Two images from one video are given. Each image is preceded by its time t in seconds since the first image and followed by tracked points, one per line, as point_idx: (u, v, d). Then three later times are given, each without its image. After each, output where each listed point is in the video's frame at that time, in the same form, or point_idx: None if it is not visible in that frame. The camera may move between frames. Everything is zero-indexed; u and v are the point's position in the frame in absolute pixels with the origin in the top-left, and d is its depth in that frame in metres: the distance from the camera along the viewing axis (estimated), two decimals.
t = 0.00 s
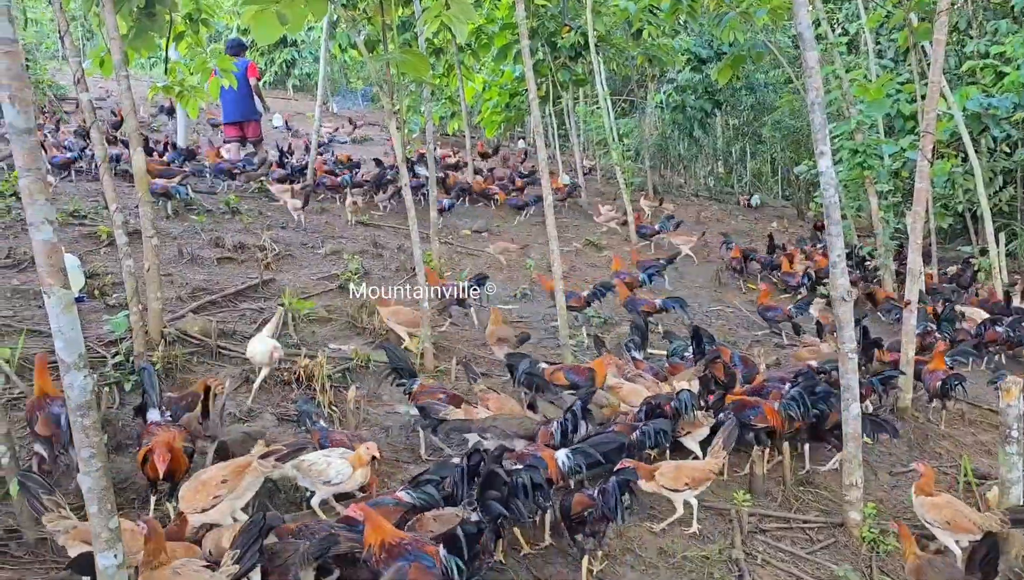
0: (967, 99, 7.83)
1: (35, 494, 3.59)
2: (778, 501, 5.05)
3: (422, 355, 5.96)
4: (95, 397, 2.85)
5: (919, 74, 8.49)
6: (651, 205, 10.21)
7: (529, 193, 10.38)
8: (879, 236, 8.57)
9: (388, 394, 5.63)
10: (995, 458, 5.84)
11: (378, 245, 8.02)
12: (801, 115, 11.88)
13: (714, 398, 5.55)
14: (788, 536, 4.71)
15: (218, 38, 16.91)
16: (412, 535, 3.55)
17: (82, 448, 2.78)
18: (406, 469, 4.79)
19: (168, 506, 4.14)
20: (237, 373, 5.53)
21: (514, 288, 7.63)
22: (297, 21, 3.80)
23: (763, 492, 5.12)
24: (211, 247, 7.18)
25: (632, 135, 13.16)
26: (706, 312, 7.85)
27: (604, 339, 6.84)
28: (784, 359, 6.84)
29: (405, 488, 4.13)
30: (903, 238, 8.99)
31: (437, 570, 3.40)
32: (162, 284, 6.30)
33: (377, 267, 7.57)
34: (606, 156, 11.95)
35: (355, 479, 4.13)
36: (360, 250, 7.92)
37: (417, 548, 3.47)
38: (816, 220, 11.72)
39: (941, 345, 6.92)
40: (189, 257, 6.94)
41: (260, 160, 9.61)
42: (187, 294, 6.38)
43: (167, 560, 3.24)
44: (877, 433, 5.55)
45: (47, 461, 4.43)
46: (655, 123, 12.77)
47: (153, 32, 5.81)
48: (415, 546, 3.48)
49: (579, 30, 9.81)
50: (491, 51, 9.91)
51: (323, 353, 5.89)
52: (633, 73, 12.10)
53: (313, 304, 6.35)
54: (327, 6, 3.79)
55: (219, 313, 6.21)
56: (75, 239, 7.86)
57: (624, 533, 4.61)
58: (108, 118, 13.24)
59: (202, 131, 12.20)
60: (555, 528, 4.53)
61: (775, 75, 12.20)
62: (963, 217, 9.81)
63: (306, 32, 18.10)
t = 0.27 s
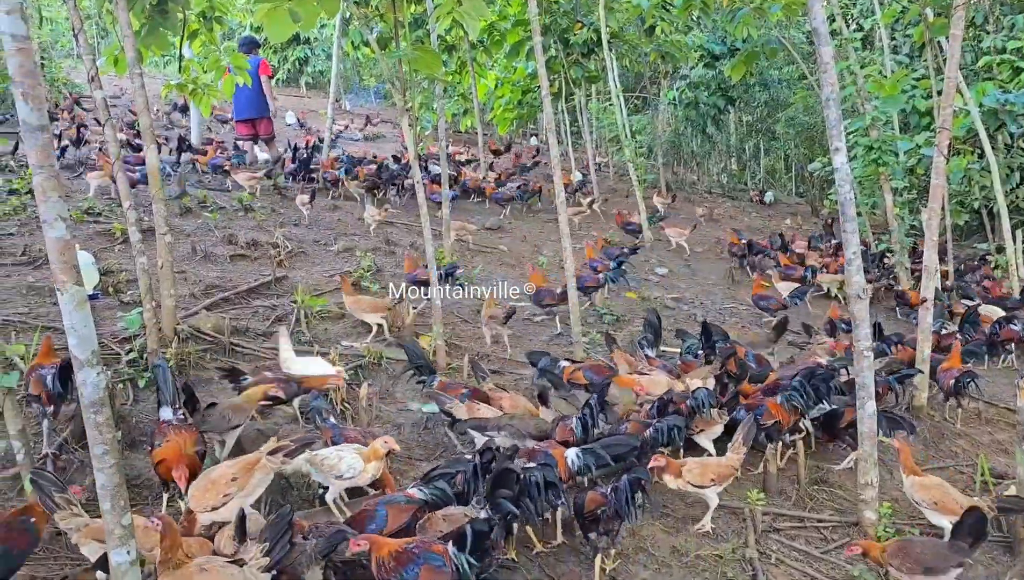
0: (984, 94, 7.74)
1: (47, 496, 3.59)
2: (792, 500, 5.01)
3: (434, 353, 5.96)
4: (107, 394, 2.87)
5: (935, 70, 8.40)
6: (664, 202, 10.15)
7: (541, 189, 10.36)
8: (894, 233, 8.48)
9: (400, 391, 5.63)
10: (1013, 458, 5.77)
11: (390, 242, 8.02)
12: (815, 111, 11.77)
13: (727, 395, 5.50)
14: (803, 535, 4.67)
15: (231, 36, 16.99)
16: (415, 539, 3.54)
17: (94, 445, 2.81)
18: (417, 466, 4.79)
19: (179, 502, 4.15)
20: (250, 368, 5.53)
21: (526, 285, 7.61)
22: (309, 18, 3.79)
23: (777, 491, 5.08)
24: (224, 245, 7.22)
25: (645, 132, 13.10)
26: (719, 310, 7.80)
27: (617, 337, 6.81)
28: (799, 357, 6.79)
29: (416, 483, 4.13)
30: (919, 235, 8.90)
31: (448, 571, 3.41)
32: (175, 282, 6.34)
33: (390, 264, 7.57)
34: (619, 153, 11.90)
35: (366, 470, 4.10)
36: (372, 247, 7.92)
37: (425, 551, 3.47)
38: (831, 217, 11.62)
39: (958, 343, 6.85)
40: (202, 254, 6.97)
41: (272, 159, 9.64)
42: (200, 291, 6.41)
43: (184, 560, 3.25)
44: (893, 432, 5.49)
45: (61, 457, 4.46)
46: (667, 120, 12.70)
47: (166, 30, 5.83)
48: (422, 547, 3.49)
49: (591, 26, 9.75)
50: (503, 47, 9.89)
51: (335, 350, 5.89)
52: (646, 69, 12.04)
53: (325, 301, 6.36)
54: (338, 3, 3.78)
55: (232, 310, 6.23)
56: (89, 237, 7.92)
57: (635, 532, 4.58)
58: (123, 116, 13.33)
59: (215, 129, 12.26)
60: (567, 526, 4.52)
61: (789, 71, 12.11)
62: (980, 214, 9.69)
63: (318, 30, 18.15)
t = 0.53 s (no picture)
0: (1002, 88, 7.64)
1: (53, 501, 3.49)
2: (807, 497, 4.97)
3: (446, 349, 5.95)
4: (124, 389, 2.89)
5: (952, 64, 8.30)
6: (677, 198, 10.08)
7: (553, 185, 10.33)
8: (909, 229, 8.40)
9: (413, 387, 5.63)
10: None
11: (403, 238, 8.02)
12: (829, 106, 11.67)
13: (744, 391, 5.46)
14: (819, 533, 4.64)
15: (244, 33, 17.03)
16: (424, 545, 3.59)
17: (110, 440, 2.82)
18: (430, 462, 4.79)
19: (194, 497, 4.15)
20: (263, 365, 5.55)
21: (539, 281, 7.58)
22: (322, 13, 3.77)
23: (792, 488, 5.04)
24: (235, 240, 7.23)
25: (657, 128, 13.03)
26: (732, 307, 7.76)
27: (630, 333, 6.78)
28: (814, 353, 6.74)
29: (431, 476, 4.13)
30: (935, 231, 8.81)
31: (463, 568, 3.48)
32: (189, 277, 6.36)
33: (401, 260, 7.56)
34: (631, 149, 11.84)
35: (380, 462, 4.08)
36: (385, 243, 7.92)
37: (434, 549, 3.53)
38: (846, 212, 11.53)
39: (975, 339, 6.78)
40: (216, 250, 6.99)
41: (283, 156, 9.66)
42: (214, 287, 6.42)
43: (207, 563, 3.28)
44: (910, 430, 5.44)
45: (77, 452, 4.48)
46: (680, 115, 12.63)
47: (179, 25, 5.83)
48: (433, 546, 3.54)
49: (604, 21, 9.69)
50: (515, 43, 9.85)
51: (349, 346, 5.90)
52: (658, 65, 11.97)
53: (338, 297, 6.37)
54: None
55: (246, 306, 6.24)
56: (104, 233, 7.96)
57: (650, 529, 4.56)
58: (137, 113, 13.39)
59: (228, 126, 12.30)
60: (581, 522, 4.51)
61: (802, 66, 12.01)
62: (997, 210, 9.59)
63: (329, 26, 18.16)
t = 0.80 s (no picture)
0: (1019, 83, 7.57)
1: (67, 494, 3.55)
2: (822, 494, 4.95)
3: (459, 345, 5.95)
4: (142, 382, 2.90)
5: (967, 59, 8.23)
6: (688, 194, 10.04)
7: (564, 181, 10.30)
8: (923, 225, 8.35)
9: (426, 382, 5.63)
10: None
11: (415, 234, 8.01)
12: (842, 102, 11.60)
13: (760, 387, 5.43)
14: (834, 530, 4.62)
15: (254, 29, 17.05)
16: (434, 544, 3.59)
17: (129, 434, 2.83)
18: (444, 458, 4.79)
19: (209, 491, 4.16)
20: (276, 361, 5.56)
21: (551, 277, 7.56)
22: (334, 10, 3.68)
23: (807, 485, 5.02)
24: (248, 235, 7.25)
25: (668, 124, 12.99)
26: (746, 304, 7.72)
27: (643, 329, 6.77)
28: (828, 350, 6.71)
29: (449, 471, 4.14)
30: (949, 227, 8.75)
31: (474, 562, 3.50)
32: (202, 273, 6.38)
33: (414, 256, 7.56)
34: (642, 145, 11.80)
35: (400, 464, 4.13)
36: (396, 239, 7.91)
37: (445, 548, 3.53)
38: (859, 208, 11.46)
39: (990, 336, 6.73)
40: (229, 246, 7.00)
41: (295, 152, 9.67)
42: (227, 283, 6.44)
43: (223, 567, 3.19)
44: (925, 427, 5.41)
45: (94, 446, 4.51)
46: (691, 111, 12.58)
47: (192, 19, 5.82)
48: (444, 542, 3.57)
49: (616, 16, 9.64)
50: (526, 39, 9.82)
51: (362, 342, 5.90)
52: (669, 60, 11.91)
53: (351, 293, 6.37)
54: None
55: (259, 302, 6.26)
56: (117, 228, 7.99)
57: (664, 525, 4.56)
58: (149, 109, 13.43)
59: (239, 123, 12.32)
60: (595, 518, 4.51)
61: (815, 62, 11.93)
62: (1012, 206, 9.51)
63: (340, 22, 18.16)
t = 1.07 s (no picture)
0: None
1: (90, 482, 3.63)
2: (838, 491, 4.95)
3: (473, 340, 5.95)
4: (164, 376, 2.91)
5: (982, 54, 8.17)
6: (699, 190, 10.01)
7: (574, 178, 10.27)
8: (937, 222, 8.31)
9: (441, 378, 5.63)
10: None
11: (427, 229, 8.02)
12: (854, 98, 11.55)
13: (777, 384, 5.40)
14: (851, 527, 4.61)
15: (264, 26, 17.04)
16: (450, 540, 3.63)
17: (152, 427, 2.85)
18: (460, 453, 4.81)
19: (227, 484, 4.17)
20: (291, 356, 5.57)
21: (563, 273, 7.54)
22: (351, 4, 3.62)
23: (822, 482, 5.02)
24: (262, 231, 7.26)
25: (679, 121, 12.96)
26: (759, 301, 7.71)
27: (655, 326, 6.77)
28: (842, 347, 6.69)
29: (469, 466, 4.14)
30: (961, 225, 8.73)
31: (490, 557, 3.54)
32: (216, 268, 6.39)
33: (426, 252, 7.57)
34: (652, 141, 11.76)
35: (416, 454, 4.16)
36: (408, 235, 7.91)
37: (461, 543, 3.58)
38: (871, 205, 11.42)
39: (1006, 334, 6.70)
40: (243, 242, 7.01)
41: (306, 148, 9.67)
42: (241, 277, 6.45)
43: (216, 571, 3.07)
44: (941, 425, 5.40)
45: (112, 440, 4.53)
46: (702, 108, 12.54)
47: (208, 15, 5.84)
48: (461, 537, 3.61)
49: (628, 11, 9.61)
50: (538, 35, 9.81)
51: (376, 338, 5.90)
52: (681, 56, 11.86)
53: (364, 288, 6.38)
54: None
55: (273, 297, 6.27)
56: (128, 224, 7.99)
57: (682, 523, 4.56)
58: (160, 105, 13.46)
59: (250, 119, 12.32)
60: (611, 514, 4.51)
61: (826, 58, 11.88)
62: None
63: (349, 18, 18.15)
